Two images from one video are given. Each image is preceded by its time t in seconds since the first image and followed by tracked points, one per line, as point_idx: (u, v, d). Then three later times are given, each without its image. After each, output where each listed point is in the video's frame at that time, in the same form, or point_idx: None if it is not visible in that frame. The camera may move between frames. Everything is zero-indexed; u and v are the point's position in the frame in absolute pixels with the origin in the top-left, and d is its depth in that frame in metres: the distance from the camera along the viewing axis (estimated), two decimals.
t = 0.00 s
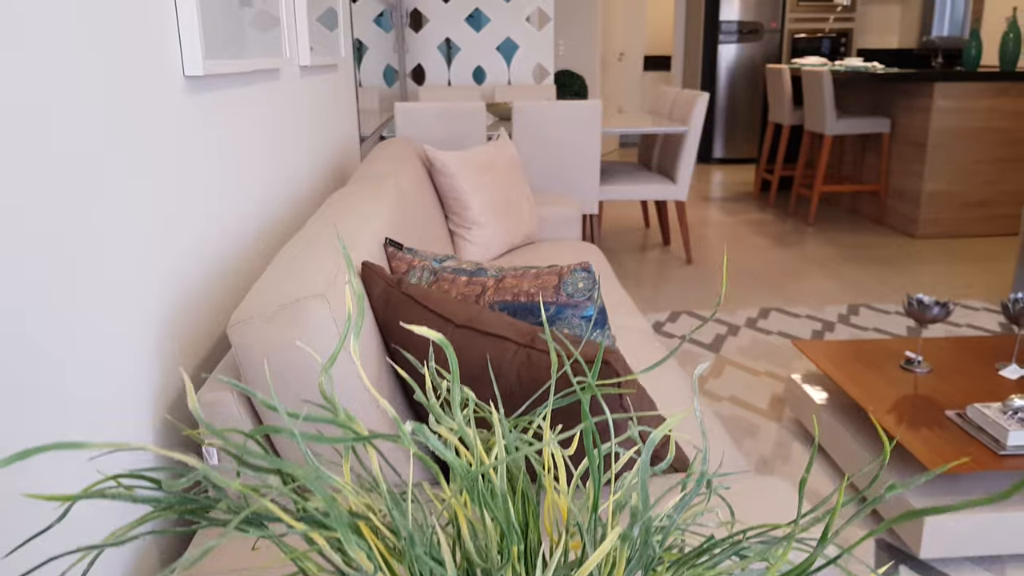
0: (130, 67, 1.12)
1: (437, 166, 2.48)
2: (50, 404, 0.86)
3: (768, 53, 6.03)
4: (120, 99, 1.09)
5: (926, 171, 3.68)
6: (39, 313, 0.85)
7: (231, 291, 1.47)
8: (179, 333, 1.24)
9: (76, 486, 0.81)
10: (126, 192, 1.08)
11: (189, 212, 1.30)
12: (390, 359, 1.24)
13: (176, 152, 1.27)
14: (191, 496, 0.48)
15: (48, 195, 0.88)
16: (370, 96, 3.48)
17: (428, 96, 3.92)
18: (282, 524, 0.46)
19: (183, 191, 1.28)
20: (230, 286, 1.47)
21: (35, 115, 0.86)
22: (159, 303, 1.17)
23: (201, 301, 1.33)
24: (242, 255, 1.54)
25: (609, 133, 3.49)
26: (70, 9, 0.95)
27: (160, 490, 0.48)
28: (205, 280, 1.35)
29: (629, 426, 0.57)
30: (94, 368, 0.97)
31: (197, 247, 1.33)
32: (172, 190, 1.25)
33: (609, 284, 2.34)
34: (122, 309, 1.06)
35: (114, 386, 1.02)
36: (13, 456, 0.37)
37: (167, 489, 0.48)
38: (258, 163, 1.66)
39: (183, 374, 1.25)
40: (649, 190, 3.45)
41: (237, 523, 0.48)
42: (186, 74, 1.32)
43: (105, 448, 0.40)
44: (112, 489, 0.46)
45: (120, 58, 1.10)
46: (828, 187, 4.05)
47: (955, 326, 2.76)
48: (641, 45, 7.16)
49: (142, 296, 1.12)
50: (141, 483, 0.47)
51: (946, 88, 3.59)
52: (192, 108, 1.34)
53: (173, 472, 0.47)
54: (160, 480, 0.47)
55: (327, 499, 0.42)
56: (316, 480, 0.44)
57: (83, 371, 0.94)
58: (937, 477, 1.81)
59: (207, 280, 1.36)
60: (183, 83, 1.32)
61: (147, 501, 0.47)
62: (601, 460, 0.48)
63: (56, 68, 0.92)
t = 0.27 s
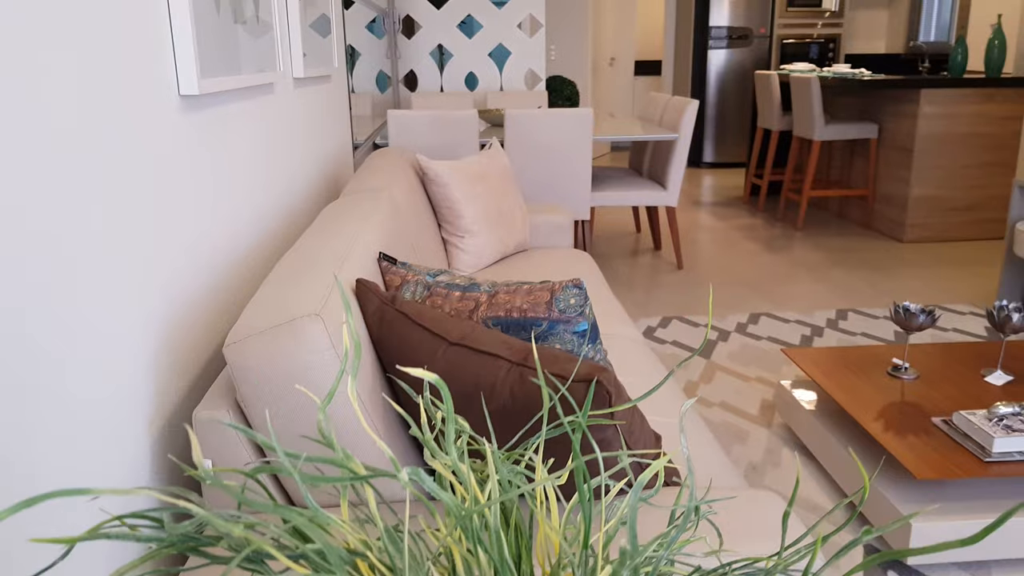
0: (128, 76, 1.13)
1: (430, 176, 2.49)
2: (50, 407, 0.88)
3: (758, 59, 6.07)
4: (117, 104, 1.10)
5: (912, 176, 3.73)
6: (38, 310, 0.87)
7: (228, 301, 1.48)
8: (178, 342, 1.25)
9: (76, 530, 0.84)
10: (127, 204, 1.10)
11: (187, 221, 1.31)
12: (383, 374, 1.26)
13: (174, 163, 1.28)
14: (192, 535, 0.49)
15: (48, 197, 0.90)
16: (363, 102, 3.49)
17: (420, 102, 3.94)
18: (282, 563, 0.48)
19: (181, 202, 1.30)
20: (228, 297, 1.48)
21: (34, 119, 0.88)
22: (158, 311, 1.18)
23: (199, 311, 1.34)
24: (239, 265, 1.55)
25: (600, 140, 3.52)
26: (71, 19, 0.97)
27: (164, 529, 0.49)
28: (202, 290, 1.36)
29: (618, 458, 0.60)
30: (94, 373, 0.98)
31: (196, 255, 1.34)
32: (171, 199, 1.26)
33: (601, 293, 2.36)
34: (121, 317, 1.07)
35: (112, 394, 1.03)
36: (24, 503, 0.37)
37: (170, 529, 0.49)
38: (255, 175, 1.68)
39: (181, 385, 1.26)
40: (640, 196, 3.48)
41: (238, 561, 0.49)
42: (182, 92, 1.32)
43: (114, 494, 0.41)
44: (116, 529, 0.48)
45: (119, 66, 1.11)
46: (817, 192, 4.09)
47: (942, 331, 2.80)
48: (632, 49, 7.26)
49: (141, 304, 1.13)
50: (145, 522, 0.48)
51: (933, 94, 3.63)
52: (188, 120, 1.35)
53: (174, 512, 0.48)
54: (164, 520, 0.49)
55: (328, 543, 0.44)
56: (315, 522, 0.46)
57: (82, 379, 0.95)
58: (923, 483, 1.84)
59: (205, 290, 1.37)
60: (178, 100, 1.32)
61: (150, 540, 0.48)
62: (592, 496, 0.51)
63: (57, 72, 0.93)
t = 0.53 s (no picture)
0: (122, 89, 1.15)
1: (419, 187, 2.50)
2: (48, 408, 0.89)
3: (744, 67, 6.12)
4: (113, 116, 1.11)
5: (896, 183, 3.77)
6: (39, 315, 0.88)
7: (218, 314, 1.49)
8: (169, 356, 1.25)
9: (60, 567, 0.84)
10: (120, 212, 1.11)
11: (180, 234, 1.33)
12: (371, 390, 1.26)
13: (167, 176, 1.29)
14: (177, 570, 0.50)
15: (48, 199, 0.91)
16: (352, 110, 3.50)
17: (409, 111, 3.95)
18: None
19: (174, 214, 1.31)
20: (218, 310, 1.49)
21: (34, 122, 0.89)
22: (151, 323, 1.20)
23: (190, 323, 1.35)
24: (229, 279, 1.56)
25: (588, 149, 3.54)
26: (64, 32, 0.98)
27: (148, 562, 0.50)
28: (194, 304, 1.37)
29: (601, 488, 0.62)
30: (91, 381, 0.99)
31: (188, 267, 1.35)
32: (165, 211, 1.27)
33: (588, 302, 2.38)
34: (116, 328, 1.08)
35: (107, 405, 1.05)
36: (14, 543, 0.38)
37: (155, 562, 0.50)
38: (244, 188, 1.69)
39: (170, 402, 1.26)
40: (628, 205, 3.50)
41: None
42: (169, 112, 1.32)
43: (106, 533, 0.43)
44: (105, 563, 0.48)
45: (112, 78, 1.12)
46: (803, 199, 4.12)
47: (926, 338, 2.83)
48: (619, 56, 7.33)
49: (135, 314, 1.14)
50: (131, 558, 0.49)
51: (916, 103, 3.67)
52: (180, 134, 1.37)
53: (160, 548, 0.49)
54: (148, 554, 0.50)
55: None
56: (302, 557, 0.48)
57: (79, 388, 0.96)
58: (907, 492, 1.87)
59: (197, 304, 1.38)
60: (166, 120, 1.32)
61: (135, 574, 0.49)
62: (570, 526, 0.53)
63: (55, 79, 0.95)
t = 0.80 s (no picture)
0: (106, 109, 1.16)
1: (403, 199, 2.50)
2: (46, 410, 0.94)
3: (727, 77, 6.17)
4: (98, 134, 1.13)
5: (877, 192, 3.83)
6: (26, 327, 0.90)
7: (201, 328, 1.50)
8: (151, 372, 1.27)
9: None
10: (104, 230, 1.13)
11: (163, 249, 1.35)
12: (352, 406, 1.27)
13: (152, 191, 1.31)
14: None
15: (45, 216, 0.96)
16: (337, 121, 3.50)
17: (394, 122, 3.97)
18: None
19: (158, 230, 1.33)
20: (201, 325, 1.50)
21: (21, 147, 0.91)
22: (135, 337, 1.21)
23: (173, 337, 1.37)
24: (212, 294, 1.57)
25: (572, 159, 3.56)
26: (48, 57, 0.99)
27: None
28: (177, 318, 1.39)
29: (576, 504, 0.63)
30: (74, 397, 1.01)
31: (172, 281, 1.37)
32: (148, 226, 1.29)
33: (572, 313, 2.40)
34: (100, 343, 1.10)
35: (91, 418, 1.06)
36: None
37: None
38: (227, 204, 1.70)
39: (152, 419, 1.27)
40: (612, 215, 3.52)
41: None
42: (151, 129, 1.32)
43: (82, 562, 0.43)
44: None
45: (97, 98, 1.14)
46: (785, 207, 4.16)
47: (906, 346, 2.86)
48: (604, 67, 7.39)
49: (121, 328, 1.17)
50: None
51: (894, 113, 3.73)
52: (164, 149, 1.38)
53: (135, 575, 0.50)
54: None
55: None
56: None
57: (63, 401, 0.99)
58: (886, 500, 1.89)
59: (179, 319, 1.40)
60: (148, 138, 1.32)
61: None
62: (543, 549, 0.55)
63: (40, 100, 0.97)
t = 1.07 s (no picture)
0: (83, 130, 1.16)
1: (385, 213, 2.50)
2: (41, 413, 0.99)
3: (708, 89, 6.22)
4: (77, 157, 1.13)
5: (855, 204, 3.88)
6: (27, 325, 0.97)
7: (180, 347, 1.51)
8: (128, 393, 1.26)
9: None
10: (85, 247, 1.14)
11: (143, 268, 1.35)
12: (332, 423, 1.27)
13: (132, 211, 1.32)
14: None
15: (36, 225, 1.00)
16: (319, 134, 3.50)
17: (376, 134, 3.98)
18: None
19: (138, 249, 1.33)
20: (180, 343, 1.50)
21: None
22: (115, 356, 1.22)
23: (152, 356, 1.37)
24: (191, 312, 1.57)
25: (554, 171, 3.58)
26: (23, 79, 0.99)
27: None
28: (156, 337, 1.39)
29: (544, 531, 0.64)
30: (53, 415, 1.02)
31: (151, 300, 1.38)
32: (127, 243, 1.29)
33: (553, 325, 2.40)
34: (82, 360, 1.12)
35: (71, 437, 1.07)
36: None
37: None
38: (207, 222, 1.71)
39: (128, 442, 1.26)
40: (594, 226, 3.54)
41: None
42: (128, 148, 1.32)
43: None
44: None
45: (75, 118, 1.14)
46: (766, 218, 4.20)
47: (885, 356, 2.90)
48: (586, 79, 7.46)
49: (103, 342, 1.18)
50: None
51: (871, 125, 3.78)
52: (144, 168, 1.39)
53: None
54: None
55: None
56: None
57: (43, 422, 0.99)
58: (863, 510, 1.91)
59: (158, 338, 1.40)
60: (126, 157, 1.32)
61: None
62: None
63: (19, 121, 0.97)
